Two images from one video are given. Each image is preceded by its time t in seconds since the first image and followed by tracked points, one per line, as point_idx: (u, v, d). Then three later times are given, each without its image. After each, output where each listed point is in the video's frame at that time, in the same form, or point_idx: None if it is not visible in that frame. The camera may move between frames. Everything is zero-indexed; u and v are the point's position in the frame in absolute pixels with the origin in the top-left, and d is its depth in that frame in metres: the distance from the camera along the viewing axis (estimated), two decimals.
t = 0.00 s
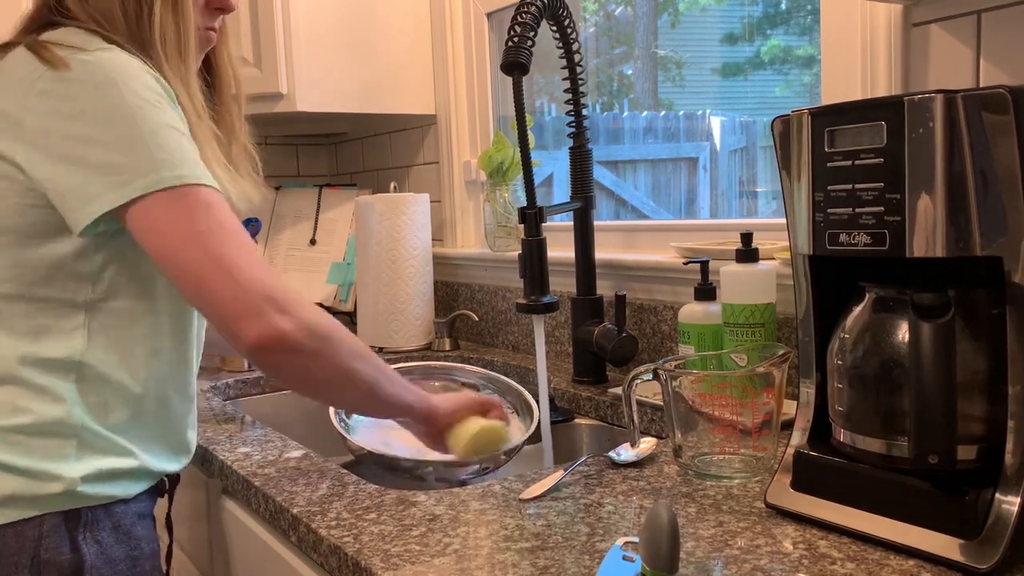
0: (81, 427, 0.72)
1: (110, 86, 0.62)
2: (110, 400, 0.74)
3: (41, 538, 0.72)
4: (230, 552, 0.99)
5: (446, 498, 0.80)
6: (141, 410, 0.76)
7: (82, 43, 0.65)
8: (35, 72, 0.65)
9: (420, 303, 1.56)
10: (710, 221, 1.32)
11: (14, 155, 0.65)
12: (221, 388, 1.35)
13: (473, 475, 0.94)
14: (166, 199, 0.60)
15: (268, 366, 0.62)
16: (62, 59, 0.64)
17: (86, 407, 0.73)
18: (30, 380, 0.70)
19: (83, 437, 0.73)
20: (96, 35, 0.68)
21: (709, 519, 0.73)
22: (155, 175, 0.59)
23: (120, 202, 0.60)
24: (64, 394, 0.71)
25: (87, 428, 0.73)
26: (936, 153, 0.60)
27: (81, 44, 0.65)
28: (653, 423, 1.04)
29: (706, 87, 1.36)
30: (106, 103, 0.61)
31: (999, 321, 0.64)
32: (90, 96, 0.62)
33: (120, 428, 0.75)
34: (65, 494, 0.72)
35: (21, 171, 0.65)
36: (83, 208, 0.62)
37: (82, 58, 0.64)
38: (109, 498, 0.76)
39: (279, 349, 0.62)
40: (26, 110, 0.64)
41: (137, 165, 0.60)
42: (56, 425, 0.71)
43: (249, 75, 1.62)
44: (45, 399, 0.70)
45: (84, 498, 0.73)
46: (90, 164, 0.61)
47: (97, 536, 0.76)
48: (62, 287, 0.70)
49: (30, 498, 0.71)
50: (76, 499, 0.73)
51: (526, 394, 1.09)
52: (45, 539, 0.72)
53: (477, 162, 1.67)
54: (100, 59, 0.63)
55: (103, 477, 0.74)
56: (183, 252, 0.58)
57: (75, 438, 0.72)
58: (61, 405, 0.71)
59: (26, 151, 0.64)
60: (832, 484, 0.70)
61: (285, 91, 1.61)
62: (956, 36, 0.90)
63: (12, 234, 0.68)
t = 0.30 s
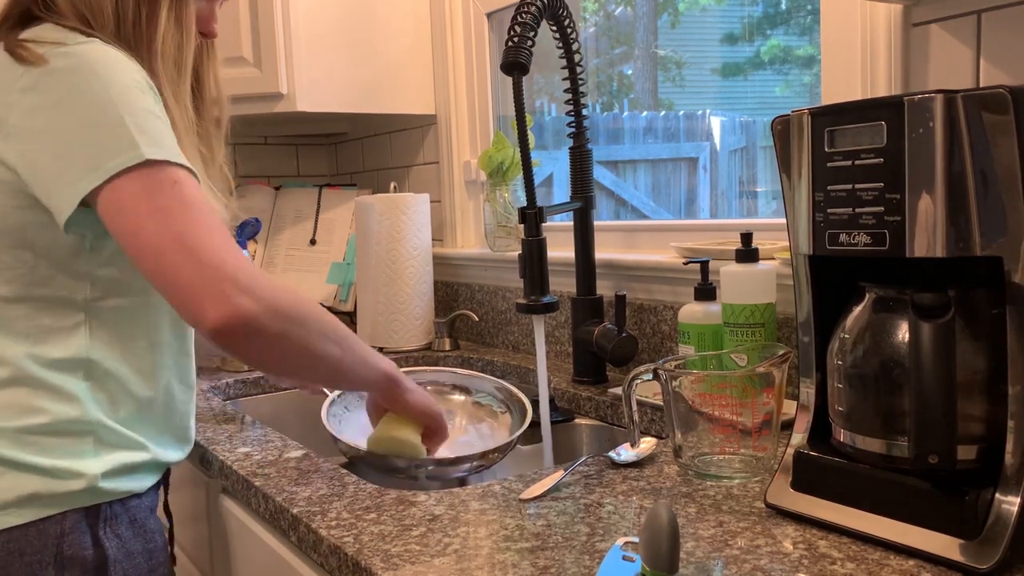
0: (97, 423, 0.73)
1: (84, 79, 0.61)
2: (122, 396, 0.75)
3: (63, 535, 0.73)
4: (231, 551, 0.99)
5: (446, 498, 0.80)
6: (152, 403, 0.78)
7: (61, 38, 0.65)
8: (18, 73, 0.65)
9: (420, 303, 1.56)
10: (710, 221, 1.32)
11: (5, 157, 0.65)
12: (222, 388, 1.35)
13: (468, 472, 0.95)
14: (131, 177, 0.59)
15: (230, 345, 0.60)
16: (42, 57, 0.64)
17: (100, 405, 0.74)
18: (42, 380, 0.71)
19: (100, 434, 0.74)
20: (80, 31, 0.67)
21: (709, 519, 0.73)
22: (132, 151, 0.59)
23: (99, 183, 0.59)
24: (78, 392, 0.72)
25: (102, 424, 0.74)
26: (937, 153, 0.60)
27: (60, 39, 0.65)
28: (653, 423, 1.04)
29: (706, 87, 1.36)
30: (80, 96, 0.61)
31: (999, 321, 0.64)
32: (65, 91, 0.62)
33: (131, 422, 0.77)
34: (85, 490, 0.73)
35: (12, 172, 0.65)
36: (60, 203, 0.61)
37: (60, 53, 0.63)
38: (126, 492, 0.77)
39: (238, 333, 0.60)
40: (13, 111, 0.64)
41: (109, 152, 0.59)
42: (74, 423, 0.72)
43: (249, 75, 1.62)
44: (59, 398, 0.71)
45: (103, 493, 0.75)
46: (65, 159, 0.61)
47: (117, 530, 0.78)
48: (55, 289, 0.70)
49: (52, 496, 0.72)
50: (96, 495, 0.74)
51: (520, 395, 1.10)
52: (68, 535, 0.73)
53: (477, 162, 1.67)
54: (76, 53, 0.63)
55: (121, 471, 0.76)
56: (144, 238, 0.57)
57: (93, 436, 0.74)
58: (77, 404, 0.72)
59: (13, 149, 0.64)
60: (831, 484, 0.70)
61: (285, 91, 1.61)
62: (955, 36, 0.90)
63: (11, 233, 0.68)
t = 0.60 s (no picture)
0: (65, 431, 0.71)
1: (122, 101, 0.61)
2: (94, 404, 0.73)
3: (25, 543, 0.71)
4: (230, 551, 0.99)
5: (446, 498, 0.80)
6: (126, 412, 0.76)
7: (84, 54, 0.64)
8: (37, 87, 0.64)
9: (420, 303, 1.56)
10: (710, 221, 1.32)
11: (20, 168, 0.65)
12: (221, 387, 1.35)
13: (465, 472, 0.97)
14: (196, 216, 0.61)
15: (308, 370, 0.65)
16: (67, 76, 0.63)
17: (70, 412, 0.72)
18: (14, 386, 0.69)
19: (66, 441, 0.72)
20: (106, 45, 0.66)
21: (709, 519, 0.73)
22: (191, 195, 0.60)
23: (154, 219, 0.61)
24: (49, 398, 0.71)
25: (72, 432, 0.72)
26: (936, 153, 0.60)
27: (81, 54, 0.64)
28: (653, 423, 1.04)
29: (706, 87, 1.36)
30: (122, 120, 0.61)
31: (999, 321, 0.64)
32: (103, 114, 0.61)
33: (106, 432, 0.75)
34: (47, 498, 0.71)
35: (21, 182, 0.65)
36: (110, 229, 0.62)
37: (87, 72, 0.63)
38: (96, 501, 0.75)
39: (321, 352, 0.65)
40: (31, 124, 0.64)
41: (167, 179, 0.60)
42: (39, 429, 0.70)
43: (249, 75, 1.62)
44: (29, 404, 0.70)
45: (67, 501, 0.72)
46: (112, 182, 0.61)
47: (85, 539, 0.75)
48: (47, 291, 0.69)
49: (14, 503, 0.70)
50: (61, 503, 0.72)
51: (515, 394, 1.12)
52: (31, 543, 0.72)
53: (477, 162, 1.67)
54: (106, 72, 0.63)
55: (87, 480, 0.73)
56: (229, 282, 0.60)
57: (59, 443, 0.71)
58: (45, 409, 0.70)
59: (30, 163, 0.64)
60: (831, 484, 0.70)
61: (285, 91, 1.61)
62: (955, 36, 0.90)
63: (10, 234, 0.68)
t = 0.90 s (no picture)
0: (65, 428, 0.71)
1: (80, 84, 0.60)
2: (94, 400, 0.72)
3: (26, 540, 0.71)
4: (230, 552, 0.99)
5: (446, 498, 0.80)
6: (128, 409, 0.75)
7: (55, 46, 0.63)
8: (8, 79, 0.63)
9: (420, 303, 1.56)
10: (710, 221, 1.32)
11: None
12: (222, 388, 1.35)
13: (465, 475, 0.96)
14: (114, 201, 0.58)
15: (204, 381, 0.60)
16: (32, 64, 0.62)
17: (70, 408, 0.71)
18: (11, 386, 0.69)
19: (66, 438, 0.71)
20: (82, 36, 0.66)
21: (709, 519, 0.73)
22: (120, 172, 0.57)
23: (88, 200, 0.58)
24: (46, 395, 0.70)
25: (71, 429, 0.71)
26: (936, 154, 0.60)
27: (52, 45, 0.63)
28: (653, 423, 1.04)
29: (706, 87, 1.36)
30: (78, 104, 0.59)
31: (999, 321, 0.64)
32: (60, 97, 0.60)
33: (107, 428, 0.74)
34: (47, 494, 0.70)
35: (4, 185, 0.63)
36: (54, 214, 0.59)
37: (53, 61, 0.62)
38: (97, 497, 0.74)
39: (211, 365, 0.59)
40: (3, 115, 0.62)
41: (104, 161, 0.58)
42: (37, 426, 0.70)
43: (249, 75, 1.62)
44: (27, 402, 0.70)
45: (68, 498, 0.72)
46: (60, 165, 0.59)
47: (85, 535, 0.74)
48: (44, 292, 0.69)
49: (14, 499, 0.70)
50: (60, 499, 0.71)
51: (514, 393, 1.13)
52: (31, 540, 0.71)
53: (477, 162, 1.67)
54: (70, 58, 0.61)
55: (87, 477, 0.72)
56: (140, 294, 0.56)
57: (59, 440, 0.71)
58: (42, 406, 0.70)
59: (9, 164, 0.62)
60: (831, 485, 0.70)
61: (285, 91, 1.61)
62: (955, 36, 0.90)
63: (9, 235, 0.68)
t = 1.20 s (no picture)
0: (63, 430, 0.70)
1: (88, 91, 0.59)
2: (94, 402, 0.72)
3: (26, 542, 0.71)
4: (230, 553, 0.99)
5: (446, 498, 0.80)
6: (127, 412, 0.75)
7: (57, 49, 0.62)
8: (10, 84, 0.62)
9: (420, 303, 1.56)
10: (710, 221, 1.32)
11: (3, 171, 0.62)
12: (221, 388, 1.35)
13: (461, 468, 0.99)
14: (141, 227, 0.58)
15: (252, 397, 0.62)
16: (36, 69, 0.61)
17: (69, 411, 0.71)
18: (9, 389, 0.69)
19: (65, 441, 0.71)
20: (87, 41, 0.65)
21: (709, 519, 0.73)
22: (137, 200, 0.58)
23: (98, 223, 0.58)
24: (44, 398, 0.70)
25: (69, 431, 0.71)
26: (936, 154, 0.60)
27: (53, 48, 0.63)
28: (653, 423, 1.04)
29: (706, 87, 1.36)
30: (85, 111, 0.59)
31: (999, 321, 0.64)
32: (64, 102, 0.59)
33: (105, 431, 0.74)
34: (47, 497, 0.70)
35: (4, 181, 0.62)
36: (63, 226, 0.60)
37: (56, 65, 0.61)
38: (98, 499, 0.74)
39: (241, 382, 0.60)
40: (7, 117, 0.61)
41: (119, 183, 0.58)
42: (37, 429, 0.69)
43: (249, 76, 1.62)
44: (25, 405, 0.69)
45: (67, 500, 0.72)
46: (75, 176, 0.59)
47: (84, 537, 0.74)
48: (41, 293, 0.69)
49: (14, 502, 0.69)
50: (60, 502, 0.71)
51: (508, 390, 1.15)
52: (31, 542, 0.71)
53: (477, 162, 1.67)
54: (73, 64, 0.61)
55: (86, 479, 0.72)
56: (172, 317, 0.58)
57: (57, 442, 0.70)
58: (41, 410, 0.69)
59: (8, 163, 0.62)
60: (831, 484, 0.70)
61: (285, 91, 1.61)
62: (955, 36, 0.90)
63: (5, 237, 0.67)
